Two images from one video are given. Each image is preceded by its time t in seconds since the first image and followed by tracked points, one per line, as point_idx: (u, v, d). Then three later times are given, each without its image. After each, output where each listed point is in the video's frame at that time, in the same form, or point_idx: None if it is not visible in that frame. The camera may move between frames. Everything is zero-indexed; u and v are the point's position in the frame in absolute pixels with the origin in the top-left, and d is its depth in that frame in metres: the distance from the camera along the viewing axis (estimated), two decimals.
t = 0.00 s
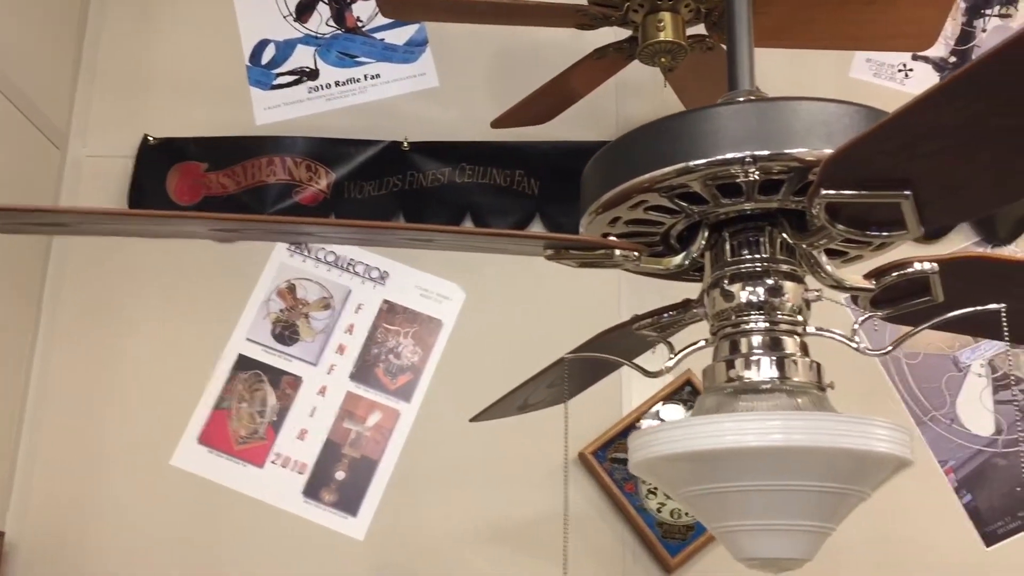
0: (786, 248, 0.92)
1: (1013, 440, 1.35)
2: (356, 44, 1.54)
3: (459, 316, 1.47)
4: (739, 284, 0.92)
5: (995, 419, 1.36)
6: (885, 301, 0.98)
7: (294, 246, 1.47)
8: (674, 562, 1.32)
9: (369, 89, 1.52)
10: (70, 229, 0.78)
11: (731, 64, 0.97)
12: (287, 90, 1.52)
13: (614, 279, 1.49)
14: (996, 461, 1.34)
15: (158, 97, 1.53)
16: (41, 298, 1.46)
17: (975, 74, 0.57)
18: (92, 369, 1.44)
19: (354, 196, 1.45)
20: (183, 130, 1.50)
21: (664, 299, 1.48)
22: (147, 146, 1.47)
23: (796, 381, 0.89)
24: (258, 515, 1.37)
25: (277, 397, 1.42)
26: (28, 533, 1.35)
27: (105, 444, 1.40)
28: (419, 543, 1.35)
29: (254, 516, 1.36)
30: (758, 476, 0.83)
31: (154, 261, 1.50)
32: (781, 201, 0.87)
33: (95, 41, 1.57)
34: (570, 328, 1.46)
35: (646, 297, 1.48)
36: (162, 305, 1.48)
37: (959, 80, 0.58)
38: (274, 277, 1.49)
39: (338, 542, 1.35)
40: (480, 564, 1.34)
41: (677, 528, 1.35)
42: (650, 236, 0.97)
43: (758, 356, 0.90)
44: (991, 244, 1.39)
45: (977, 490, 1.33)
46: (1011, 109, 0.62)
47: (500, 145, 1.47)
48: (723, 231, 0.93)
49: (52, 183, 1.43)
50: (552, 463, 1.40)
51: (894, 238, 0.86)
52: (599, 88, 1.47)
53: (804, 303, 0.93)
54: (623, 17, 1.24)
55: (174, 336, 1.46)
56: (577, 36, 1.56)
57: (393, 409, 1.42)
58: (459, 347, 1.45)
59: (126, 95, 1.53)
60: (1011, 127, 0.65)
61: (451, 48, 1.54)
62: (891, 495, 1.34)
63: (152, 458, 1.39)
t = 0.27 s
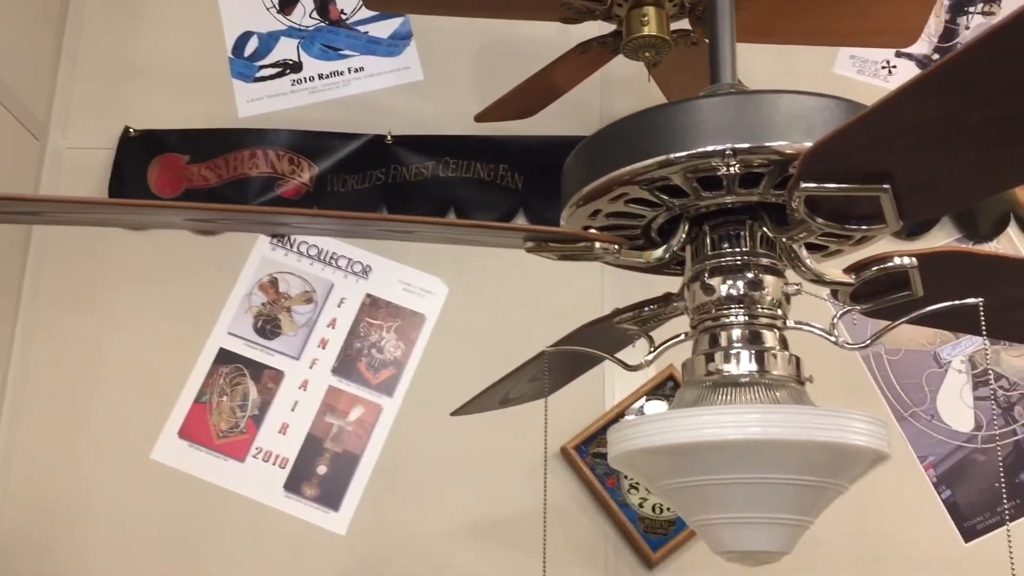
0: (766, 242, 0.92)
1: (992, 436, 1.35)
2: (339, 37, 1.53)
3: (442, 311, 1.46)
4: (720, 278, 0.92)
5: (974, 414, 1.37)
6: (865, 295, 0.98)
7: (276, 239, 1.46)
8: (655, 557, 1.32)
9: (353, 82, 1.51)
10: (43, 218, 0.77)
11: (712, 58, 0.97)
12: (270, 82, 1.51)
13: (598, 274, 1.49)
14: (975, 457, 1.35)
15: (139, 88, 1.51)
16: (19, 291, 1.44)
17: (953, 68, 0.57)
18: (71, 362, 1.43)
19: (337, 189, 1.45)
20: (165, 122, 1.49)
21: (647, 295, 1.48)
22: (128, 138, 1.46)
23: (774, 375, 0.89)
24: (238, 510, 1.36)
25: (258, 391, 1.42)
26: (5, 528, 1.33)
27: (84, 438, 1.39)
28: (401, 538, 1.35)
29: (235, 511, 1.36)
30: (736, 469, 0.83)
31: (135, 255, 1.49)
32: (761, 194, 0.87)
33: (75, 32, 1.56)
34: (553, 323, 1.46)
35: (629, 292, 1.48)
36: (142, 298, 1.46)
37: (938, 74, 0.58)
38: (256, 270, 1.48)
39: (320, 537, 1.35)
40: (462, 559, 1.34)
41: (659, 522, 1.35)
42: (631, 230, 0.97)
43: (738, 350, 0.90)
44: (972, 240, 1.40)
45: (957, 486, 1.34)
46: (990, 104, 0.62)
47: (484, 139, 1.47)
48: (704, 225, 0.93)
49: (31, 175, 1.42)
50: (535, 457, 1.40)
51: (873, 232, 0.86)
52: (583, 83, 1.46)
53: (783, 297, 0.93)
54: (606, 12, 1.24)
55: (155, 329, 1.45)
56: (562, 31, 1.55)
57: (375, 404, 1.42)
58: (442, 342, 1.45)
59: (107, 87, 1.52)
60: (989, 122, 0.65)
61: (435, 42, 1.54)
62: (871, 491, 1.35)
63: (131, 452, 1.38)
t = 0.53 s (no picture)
0: (751, 239, 0.92)
1: (977, 433, 1.36)
2: (327, 33, 1.53)
3: (430, 308, 1.46)
4: (705, 274, 0.92)
5: (959, 412, 1.38)
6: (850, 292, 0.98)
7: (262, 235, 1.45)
8: (641, 554, 1.32)
9: (340, 78, 1.51)
10: (23, 212, 0.76)
11: (699, 54, 0.97)
12: (257, 77, 1.50)
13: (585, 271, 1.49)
14: (959, 454, 1.35)
15: (125, 83, 1.50)
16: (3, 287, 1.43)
17: (935, 70, 0.57)
18: (55, 359, 1.42)
19: (323, 186, 1.44)
20: (151, 117, 1.48)
21: (635, 292, 1.48)
22: (113, 133, 1.45)
23: (759, 371, 0.89)
24: (224, 507, 1.35)
25: (244, 388, 1.41)
26: None
27: (68, 435, 1.38)
28: (387, 535, 1.35)
29: (220, 507, 1.35)
30: (720, 464, 0.83)
31: (120, 250, 1.48)
32: (747, 191, 0.87)
33: (60, 26, 1.54)
34: (540, 320, 1.46)
35: (616, 289, 1.48)
36: (127, 294, 1.46)
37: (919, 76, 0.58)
38: (242, 266, 1.47)
39: (306, 534, 1.34)
40: (449, 556, 1.34)
41: (646, 519, 1.35)
42: (617, 226, 0.96)
43: (723, 346, 0.90)
44: (957, 237, 1.40)
45: (941, 482, 1.35)
46: (971, 106, 0.62)
47: (471, 136, 1.46)
48: (689, 221, 0.93)
49: (14, 169, 1.41)
50: (522, 454, 1.40)
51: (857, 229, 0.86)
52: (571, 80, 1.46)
53: (768, 294, 0.93)
54: (594, 9, 1.24)
55: (140, 326, 1.44)
56: (550, 27, 1.55)
57: (361, 400, 1.41)
58: (429, 339, 1.44)
59: (92, 82, 1.51)
60: (971, 123, 0.65)
61: (424, 38, 1.53)
62: (856, 487, 1.35)
63: (116, 449, 1.37)
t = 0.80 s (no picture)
0: (734, 239, 0.92)
1: (960, 434, 1.37)
2: (313, 31, 1.52)
3: (416, 307, 1.46)
4: (688, 275, 0.92)
5: (943, 412, 1.38)
6: (833, 292, 0.98)
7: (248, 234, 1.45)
8: (626, 554, 1.33)
9: (327, 76, 1.50)
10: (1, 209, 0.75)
11: (683, 55, 0.97)
12: (243, 76, 1.49)
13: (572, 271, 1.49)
14: (943, 454, 1.36)
15: (109, 81, 1.50)
16: None
17: (915, 72, 0.58)
18: (38, 358, 1.41)
19: (309, 184, 1.44)
20: (136, 115, 1.47)
21: (621, 292, 1.48)
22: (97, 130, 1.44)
23: (741, 372, 0.89)
24: (208, 507, 1.35)
25: (229, 387, 1.40)
26: None
27: (51, 434, 1.37)
28: (372, 535, 1.35)
29: (203, 507, 1.34)
30: (702, 464, 0.84)
31: (105, 249, 1.47)
32: (730, 191, 0.88)
33: (44, 22, 1.53)
34: (526, 320, 1.46)
35: (602, 289, 1.48)
36: (112, 293, 1.45)
37: (899, 77, 0.58)
38: (227, 265, 1.46)
39: (290, 534, 1.34)
40: (434, 556, 1.34)
41: (630, 519, 1.35)
42: (600, 226, 0.97)
43: (705, 347, 0.90)
44: (942, 239, 1.40)
45: (925, 483, 1.35)
46: (951, 108, 0.63)
47: (458, 135, 1.46)
48: (673, 222, 0.93)
49: None
50: (507, 454, 1.40)
51: (839, 229, 0.87)
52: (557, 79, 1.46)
53: (751, 294, 0.93)
54: (580, 9, 1.24)
55: (124, 325, 1.43)
56: (537, 27, 1.55)
57: (347, 400, 1.41)
58: (415, 338, 1.44)
59: (77, 79, 1.50)
60: (951, 125, 0.65)
61: (411, 37, 1.53)
62: (840, 487, 1.36)
63: (99, 448, 1.36)
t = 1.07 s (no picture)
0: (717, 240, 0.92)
1: (942, 434, 1.38)
2: (300, 30, 1.52)
3: (402, 307, 1.46)
4: (671, 275, 0.92)
5: (925, 413, 1.39)
6: (815, 294, 0.99)
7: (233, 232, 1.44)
8: (611, 553, 1.33)
9: (313, 75, 1.50)
10: None
11: (667, 57, 0.98)
12: (229, 74, 1.49)
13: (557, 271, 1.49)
14: (925, 454, 1.37)
15: (95, 78, 1.49)
16: None
17: (894, 76, 0.58)
18: (22, 357, 1.40)
19: (296, 184, 1.44)
20: (121, 113, 1.46)
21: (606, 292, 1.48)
22: (82, 129, 1.43)
23: (724, 372, 0.90)
24: (193, 506, 1.34)
25: (214, 386, 1.40)
26: None
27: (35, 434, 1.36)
28: (357, 535, 1.35)
29: (188, 507, 1.34)
30: (684, 464, 0.84)
31: (89, 248, 1.47)
32: (713, 192, 0.88)
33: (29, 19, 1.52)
34: (511, 319, 1.46)
35: (588, 289, 1.48)
36: (96, 292, 1.44)
37: (878, 82, 0.59)
38: (213, 264, 1.46)
39: (275, 534, 1.34)
40: (419, 555, 1.34)
41: (615, 519, 1.36)
42: (584, 226, 0.97)
43: (688, 347, 0.90)
44: (925, 241, 1.41)
45: (907, 482, 1.36)
46: (930, 112, 0.63)
47: (444, 135, 1.46)
48: (656, 222, 0.94)
49: None
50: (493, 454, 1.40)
51: (820, 231, 0.87)
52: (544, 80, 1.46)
53: (734, 294, 0.94)
54: (567, 9, 1.24)
55: (109, 323, 1.42)
56: (523, 27, 1.55)
57: (332, 399, 1.41)
58: (401, 338, 1.44)
59: (62, 77, 1.49)
60: (930, 128, 0.66)
61: (398, 36, 1.53)
62: (824, 487, 1.37)
63: (84, 447, 1.36)
